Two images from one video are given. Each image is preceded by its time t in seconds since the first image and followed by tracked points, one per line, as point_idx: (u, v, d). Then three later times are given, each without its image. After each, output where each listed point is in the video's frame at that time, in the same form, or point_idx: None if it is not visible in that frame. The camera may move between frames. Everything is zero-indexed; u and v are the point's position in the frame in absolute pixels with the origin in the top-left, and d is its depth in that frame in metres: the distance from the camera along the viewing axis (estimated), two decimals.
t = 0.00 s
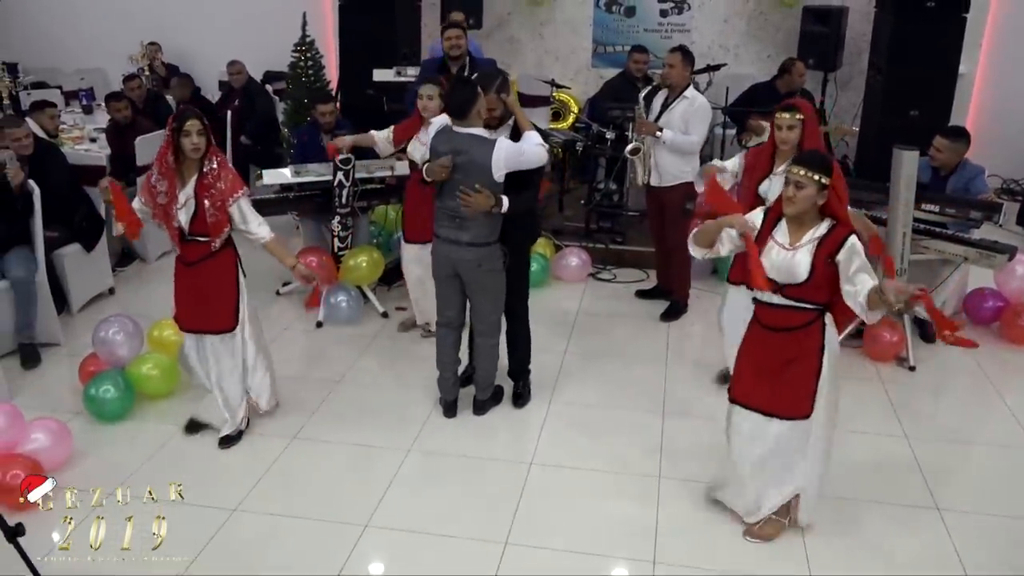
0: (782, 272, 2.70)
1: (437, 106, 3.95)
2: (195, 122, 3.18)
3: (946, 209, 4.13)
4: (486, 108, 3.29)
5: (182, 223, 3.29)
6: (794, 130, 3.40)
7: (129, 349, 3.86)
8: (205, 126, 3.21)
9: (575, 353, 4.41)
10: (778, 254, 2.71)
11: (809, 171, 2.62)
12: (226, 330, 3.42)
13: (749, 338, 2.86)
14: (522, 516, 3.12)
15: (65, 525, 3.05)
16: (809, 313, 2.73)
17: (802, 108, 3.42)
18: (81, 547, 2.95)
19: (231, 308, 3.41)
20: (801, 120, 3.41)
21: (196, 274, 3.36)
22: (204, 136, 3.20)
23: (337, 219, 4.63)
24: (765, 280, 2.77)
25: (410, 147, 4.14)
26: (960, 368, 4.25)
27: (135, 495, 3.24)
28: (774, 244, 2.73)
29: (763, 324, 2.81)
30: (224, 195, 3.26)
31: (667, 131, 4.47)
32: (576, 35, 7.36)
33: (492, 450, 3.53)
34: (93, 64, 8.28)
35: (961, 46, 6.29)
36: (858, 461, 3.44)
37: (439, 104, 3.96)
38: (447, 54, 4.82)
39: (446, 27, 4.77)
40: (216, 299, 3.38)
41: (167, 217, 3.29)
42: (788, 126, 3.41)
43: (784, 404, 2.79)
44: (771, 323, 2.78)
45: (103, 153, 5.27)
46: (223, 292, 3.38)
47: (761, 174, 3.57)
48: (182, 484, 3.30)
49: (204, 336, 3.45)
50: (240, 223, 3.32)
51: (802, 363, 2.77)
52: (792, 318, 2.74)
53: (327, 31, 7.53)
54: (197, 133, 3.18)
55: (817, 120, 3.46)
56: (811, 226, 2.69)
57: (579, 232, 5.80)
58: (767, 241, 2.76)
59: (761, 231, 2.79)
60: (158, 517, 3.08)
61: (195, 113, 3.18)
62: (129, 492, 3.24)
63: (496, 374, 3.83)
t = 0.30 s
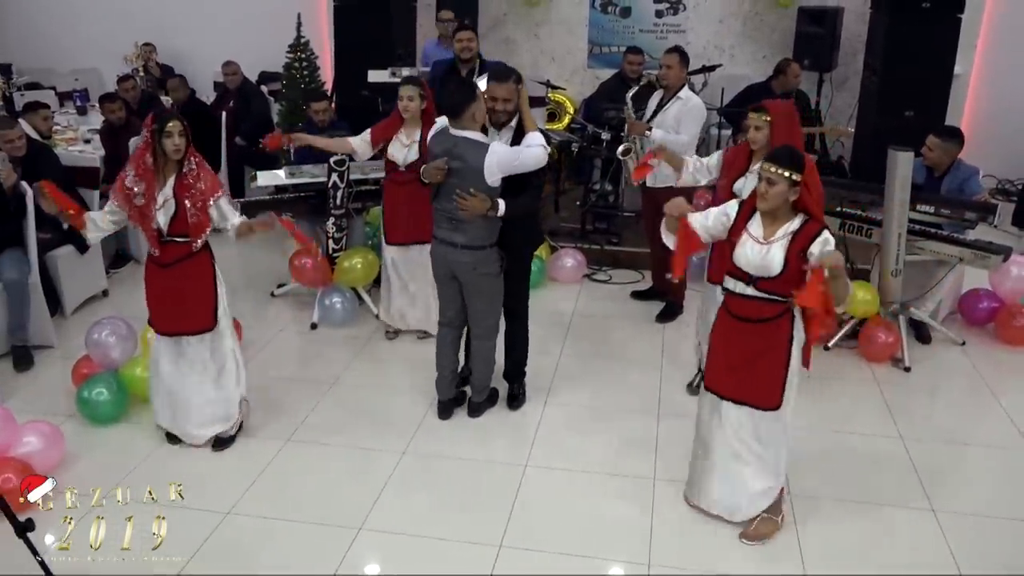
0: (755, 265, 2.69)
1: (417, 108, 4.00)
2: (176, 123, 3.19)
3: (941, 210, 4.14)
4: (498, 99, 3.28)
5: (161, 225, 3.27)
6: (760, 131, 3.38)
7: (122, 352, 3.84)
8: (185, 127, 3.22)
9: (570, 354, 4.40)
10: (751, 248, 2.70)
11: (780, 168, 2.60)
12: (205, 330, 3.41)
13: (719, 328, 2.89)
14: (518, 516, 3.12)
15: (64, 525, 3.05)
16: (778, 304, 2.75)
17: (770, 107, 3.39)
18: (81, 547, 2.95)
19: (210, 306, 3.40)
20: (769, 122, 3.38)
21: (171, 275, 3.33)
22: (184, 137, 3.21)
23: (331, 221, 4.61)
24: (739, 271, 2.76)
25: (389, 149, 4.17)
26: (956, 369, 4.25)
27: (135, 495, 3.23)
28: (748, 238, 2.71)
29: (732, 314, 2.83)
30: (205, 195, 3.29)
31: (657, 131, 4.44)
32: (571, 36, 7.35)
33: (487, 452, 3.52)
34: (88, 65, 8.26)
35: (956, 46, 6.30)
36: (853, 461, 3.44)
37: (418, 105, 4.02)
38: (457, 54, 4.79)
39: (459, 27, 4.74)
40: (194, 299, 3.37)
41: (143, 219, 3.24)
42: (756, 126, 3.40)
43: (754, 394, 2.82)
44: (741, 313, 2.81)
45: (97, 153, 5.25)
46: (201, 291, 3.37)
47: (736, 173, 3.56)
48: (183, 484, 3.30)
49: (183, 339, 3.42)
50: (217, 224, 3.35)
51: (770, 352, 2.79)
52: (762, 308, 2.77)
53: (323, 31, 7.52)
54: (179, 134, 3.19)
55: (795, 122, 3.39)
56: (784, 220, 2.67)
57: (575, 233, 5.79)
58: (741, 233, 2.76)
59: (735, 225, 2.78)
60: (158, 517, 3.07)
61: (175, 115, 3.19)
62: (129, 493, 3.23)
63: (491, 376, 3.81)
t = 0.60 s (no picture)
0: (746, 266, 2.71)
1: (402, 109, 4.02)
2: (153, 128, 3.18)
3: (933, 209, 4.10)
4: (492, 110, 3.14)
5: (147, 230, 3.26)
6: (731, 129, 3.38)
7: (108, 354, 3.80)
8: (160, 131, 3.22)
9: (561, 354, 4.39)
10: (740, 247, 2.71)
11: (764, 165, 2.60)
12: (185, 330, 3.39)
13: (700, 323, 2.89)
14: (509, 518, 3.10)
15: (64, 526, 3.04)
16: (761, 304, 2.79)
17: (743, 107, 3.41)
18: (81, 546, 2.94)
19: (190, 306, 3.40)
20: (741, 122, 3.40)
21: (150, 277, 3.31)
22: (160, 141, 3.21)
23: (320, 222, 4.59)
24: (727, 271, 2.77)
25: (374, 153, 4.16)
26: (947, 369, 4.24)
27: (136, 495, 3.23)
28: (737, 237, 2.73)
29: (715, 310, 2.84)
30: (189, 196, 3.34)
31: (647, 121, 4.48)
32: (563, 36, 7.33)
33: (477, 454, 3.50)
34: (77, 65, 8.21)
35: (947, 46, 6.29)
36: (845, 462, 3.43)
37: (403, 106, 4.03)
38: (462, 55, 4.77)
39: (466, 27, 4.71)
40: (173, 301, 3.35)
41: (127, 227, 3.22)
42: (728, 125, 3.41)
43: (727, 389, 2.85)
44: (726, 310, 2.82)
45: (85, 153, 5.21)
46: (181, 292, 3.37)
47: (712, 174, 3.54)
48: (182, 484, 3.29)
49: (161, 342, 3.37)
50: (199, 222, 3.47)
51: (753, 350, 2.82)
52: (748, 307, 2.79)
53: (313, 31, 7.49)
54: (156, 139, 3.19)
55: (772, 122, 3.39)
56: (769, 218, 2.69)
57: (566, 234, 5.78)
58: (726, 234, 2.76)
59: (718, 224, 2.77)
60: (159, 517, 3.07)
61: (150, 120, 3.18)
62: (129, 493, 3.23)
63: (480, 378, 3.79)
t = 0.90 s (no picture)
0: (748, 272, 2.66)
1: (389, 107, 3.98)
2: (128, 127, 3.13)
3: (918, 209, 4.09)
4: (464, 109, 3.09)
5: (127, 230, 3.21)
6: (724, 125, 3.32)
7: (85, 358, 3.74)
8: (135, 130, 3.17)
9: (546, 356, 4.35)
10: (739, 254, 2.65)
11: (761, 167, 2.58)
12: (171, 323, 3.44)
13: (700, 331, 2.82)
14: (494, 523, 3.06)
15: (65, 525, 3.03)
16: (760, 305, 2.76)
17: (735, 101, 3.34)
18: (81, 546, 2.91)
19: (174, 300, 3.43)
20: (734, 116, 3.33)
21: (137, 278, 3.29)
22: (136, 139, 3.16)
23: (302, 224, 4.54)
24: (726, 279, 2.71)
25: (363, 154, 4.10)
26: (932, 368, 4.23)
27: (136, 495, 3.21)
28: (735, 245, 2.66)
29: (716, 316, 2.77)
30: (167, 194, 3.30)
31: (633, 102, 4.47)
32: (549, 36, 7.30)
33: (460, 458, 3.46)
34: (59, 65, 8.13)
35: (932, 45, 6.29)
36: (831, 462, 3.41)
37: (390, 104, 4.00)
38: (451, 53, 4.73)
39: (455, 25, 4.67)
40: (162, 298, 3.37)
41: (106, 227, 3.16)
42: (721, 120, 3.35)
43: (733, 392, 2.83)
44: (728, 316, 2.76)
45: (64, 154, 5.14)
46: (167, 289, 3.39)
47: (703, 168, 3.52)
48: (182, 484, 3.27)
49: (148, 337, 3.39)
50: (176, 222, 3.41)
51: (758, 349, 2.81)
52: (749, 309, 2.75)
53: (297, 31, 7.43)
54: (131, 137, 3.13)
55: (761, 116, 3.30)
56: (762, 221, 2.66)
57: (552, 234, 5.75)
58: (722, 244, 2.67)
59: (713, 231, 2.67)
60: (159, 517, 3.05)
61: (125, 118, 3.13)
62: (130, 493, 3.21)
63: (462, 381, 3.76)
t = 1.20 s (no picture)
0: (742, 277, 2.61)
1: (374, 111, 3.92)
2: (94, 130, 3.06)
3: (898, 208, 4.07)
4: (422, 111, 3.04)
5: (101, 231, 3.14)
6: (713, 127, 3.27)
7: (53, 365, 3.66)
8: (102, 132, 3.11)
9: (526, 358, 4.31)
10: (734, 258, 2.60)
11: (754, 169, 2.55)
12: (144, 328, 3.36)
13: (695, 344, 2.72)
14: (472, 530, 3.01)
15: (64, 526, 3.03)
16: (757, 312, 2.70)
17: (722, 104, 3.30)
18: (81, 547, 2.91)
19: (146, 305, 3.36)
20: (722, 118, 3.29)
21: (111, 281, 3.21)
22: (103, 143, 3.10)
23: (277, 226, 4.49)
24: (719, 287, 2.64)
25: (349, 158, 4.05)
26: (913, 368, 4.22)
27: (136, 495, 3.20)
28: (727, 248, 2.60)
29: (711, 326, 2.68)
30: (139, 193, 3.28)
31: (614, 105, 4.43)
32: (530, 35, 7.25)
33: (439, 463, 3.41)
34: (34, 65, 8.02)
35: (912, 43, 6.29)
36: (813, 465, 3.38)
37: (374, 108, 3.93)
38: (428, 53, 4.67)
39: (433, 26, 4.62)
40: (135, 302, 3.29)
41: (79, 232, 3.08)
42: (709, 122, 3.29)
43: (725, 404, 2.74)
44: (725, 327, 2.67)
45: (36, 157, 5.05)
46: (140, 293, 3.31)
47: (689, 176, 3.50)
48: (182, 484, 3.26)
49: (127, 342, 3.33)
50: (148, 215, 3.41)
51: (753, 360, 2.74)
52: (745, 318, 2.68)
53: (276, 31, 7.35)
54: (99, 141, 3.07)
55: (745, 117, 3.30)
56: (750, 224, 2.63)
57: (532, 235, 5.71)
58: (713, 248, 2.60)
59: (702, 235, 2.60)
60: (158, 517, 3.05)
61: (91, 121, 3.07)
62: (129, 493, 3.20)
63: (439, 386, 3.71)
